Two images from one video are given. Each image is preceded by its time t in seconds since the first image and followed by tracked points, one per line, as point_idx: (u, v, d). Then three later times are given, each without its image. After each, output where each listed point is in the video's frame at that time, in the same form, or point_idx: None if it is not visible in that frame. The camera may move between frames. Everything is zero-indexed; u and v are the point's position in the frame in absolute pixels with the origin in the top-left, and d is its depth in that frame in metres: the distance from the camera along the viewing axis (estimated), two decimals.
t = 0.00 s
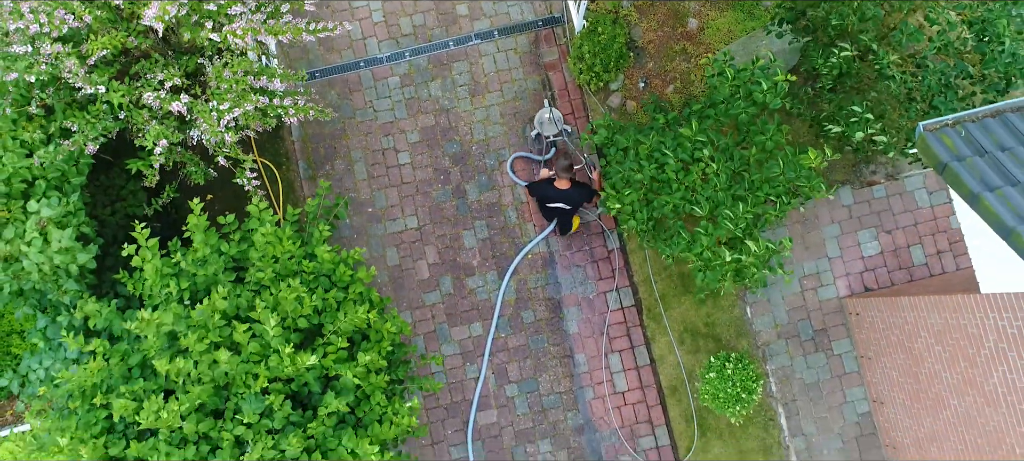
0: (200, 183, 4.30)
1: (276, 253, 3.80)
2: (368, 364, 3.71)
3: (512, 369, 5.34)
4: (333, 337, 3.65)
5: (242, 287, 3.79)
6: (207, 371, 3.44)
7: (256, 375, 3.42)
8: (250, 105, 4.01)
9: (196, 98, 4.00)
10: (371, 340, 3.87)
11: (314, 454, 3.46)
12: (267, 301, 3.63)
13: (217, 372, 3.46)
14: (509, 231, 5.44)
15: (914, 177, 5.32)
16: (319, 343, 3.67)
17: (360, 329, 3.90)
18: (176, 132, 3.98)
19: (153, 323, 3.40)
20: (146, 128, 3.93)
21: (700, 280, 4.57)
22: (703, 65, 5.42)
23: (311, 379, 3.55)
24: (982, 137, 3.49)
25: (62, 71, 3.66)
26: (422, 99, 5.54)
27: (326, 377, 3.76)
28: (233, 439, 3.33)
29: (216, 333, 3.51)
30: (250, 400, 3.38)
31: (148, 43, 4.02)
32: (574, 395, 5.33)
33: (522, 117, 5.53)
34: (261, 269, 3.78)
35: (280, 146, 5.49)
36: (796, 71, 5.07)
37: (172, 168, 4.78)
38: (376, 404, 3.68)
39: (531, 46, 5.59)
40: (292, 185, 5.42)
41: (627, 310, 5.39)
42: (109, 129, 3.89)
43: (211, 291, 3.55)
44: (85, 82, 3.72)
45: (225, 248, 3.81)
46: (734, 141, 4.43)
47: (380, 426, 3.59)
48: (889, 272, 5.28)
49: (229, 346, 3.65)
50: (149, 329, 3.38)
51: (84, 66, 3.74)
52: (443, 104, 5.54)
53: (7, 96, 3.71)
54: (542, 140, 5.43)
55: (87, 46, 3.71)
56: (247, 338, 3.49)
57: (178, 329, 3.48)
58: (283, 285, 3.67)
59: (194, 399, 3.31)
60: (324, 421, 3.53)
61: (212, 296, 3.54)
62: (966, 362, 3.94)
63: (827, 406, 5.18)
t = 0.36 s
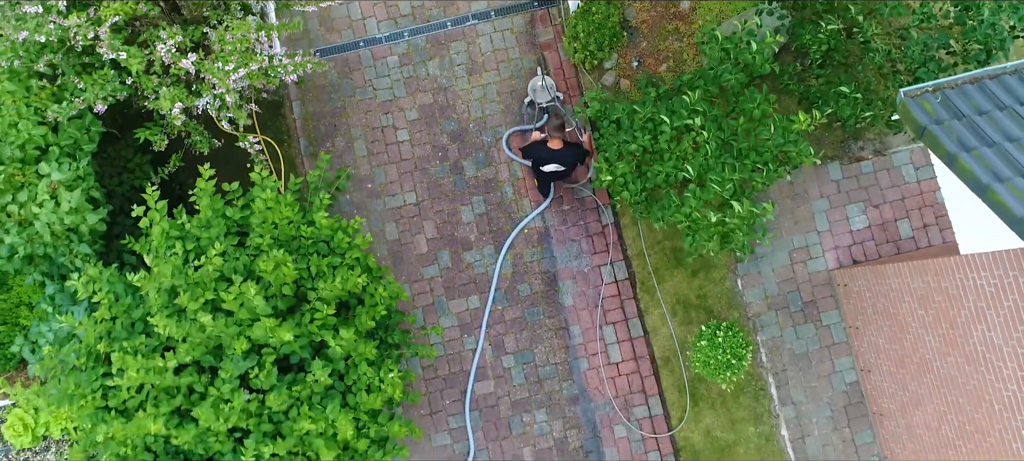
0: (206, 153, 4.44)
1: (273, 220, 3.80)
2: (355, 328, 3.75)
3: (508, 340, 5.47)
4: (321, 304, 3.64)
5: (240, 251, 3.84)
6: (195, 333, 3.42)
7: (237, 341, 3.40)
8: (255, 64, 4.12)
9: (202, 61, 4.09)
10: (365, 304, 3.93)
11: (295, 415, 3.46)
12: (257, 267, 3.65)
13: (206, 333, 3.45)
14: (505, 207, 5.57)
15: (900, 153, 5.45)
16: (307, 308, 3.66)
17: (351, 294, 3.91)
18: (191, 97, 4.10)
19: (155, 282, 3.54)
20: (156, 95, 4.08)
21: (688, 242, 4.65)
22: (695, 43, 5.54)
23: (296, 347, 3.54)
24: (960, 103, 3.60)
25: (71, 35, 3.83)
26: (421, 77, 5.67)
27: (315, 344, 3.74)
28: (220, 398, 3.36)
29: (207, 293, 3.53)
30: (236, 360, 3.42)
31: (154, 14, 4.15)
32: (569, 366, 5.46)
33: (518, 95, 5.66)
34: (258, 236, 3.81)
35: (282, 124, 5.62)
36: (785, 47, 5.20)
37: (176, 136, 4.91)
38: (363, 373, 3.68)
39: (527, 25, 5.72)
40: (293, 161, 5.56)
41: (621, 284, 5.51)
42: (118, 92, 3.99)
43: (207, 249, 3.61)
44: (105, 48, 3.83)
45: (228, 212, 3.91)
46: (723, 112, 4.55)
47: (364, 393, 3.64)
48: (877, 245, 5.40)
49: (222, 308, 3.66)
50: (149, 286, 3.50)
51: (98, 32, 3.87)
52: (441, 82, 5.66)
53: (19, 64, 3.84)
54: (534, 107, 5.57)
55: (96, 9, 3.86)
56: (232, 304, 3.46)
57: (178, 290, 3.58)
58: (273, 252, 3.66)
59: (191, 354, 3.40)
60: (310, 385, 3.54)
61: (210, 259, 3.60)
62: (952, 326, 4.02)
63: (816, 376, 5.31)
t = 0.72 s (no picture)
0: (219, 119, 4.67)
1: (277, 174, 3.93)
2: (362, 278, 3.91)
3: (510, 310, 5.60)
4: (328, 248, 3.82)
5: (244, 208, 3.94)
6: (209, 277, 3.66)
7: (252, 278, 3.63)
8: (263, 19, 4.25)
9: (213, 20, 4.24)
10: (371, 258, 4.05)
11: (312, 351, 3.79)
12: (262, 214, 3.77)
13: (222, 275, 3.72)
14: (507, 180, 5.69)
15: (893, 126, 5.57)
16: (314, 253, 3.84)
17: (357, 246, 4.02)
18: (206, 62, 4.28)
19: (164, 237, 3.66)
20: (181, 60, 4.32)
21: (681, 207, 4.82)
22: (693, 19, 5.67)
23: (305, 283, 3.74)
24: (946, 64, 3.73)
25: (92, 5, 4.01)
26: (424, 53, 5.80)
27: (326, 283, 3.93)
28: (238, 338, 3.69)
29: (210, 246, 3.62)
30: (250, 302, 3.63)
31: None
32: (570, 335, 5.58)
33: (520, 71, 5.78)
34: (263, 189, 3.94)
35: (288, 99, 5.75)
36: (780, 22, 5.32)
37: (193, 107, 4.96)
38: (376, 313, 3.96)
39: (527, 3, 5.84)
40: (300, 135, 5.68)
41: (621, 255, 5.63)
42: (141, 59, 4.13)
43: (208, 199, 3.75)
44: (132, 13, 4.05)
45: (233, 174, 3.98)
46: (719, 81, 4.68)
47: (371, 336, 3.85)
48: (871, 216, 5.53)
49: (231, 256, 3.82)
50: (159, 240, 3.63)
51: None
52: (444, 57, 5.79)
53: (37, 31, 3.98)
54: (533, 69, 5.70)
55: None
56: (242, 246, 3.68)
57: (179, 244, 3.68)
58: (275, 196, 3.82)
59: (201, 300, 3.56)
60: (331, 322, 3.86)
61: (213, 214, 3.74)
62: (937, 279, 4.18)
63: (812, 343, 5.43)
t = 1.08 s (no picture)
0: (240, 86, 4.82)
1: (305, 128, 4.10)
2: (378, 228, 4.14)
3: (519, 277, 5.73)
4: (353, 194, 4.07)
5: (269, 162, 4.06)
6: (240, 219, 3.85)
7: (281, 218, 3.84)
8: None
9: None
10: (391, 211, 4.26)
11: (327, 296, 3.99)
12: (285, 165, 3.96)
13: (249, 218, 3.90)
14: (516, 150, 5.82)
15: (892, 97, 5.73)
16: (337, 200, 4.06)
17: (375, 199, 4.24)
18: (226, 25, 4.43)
19: (193, 186, 3.85)
20: (201, 25, 4.45)
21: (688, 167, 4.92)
22: None
23: (330, 226, 3.97)
24: (944, 23, 3.90)
25: None
26: (435, 26, 5.93)
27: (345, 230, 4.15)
28: (262, 281, 3.84)
29: (242, 189, 3.83)
30: (278, 242, 3.82)
31: None
32: (577, 300, 5.72)
33: (529, 44, 5.92)
34: (292, 139, 4.14)
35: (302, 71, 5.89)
36: None
37: (213, 73, 5.07)
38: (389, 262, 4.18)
39: None
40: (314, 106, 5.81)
41: (628, 223, 5.76)
42: (167, 24, 4.29)
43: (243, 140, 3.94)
44: None
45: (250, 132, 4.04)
46: (725, 45, 4.80)
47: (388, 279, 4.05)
48: (871, 184, 5.66)
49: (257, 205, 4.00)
50: (188, 190, 3.81)
51: None
52: (455, 30, 5.93)
53: None
54: (539, 30, 5.70)
55: None
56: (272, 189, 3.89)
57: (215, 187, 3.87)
58: (308, 140, 4.06)
59: (231, 244, 3.72)
60: (344, 268, 4.08)
61: (246, 161, 3.92)
62: (930, 228, 4.36)
63: (813, 308, 5.57)
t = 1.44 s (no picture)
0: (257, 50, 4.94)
1: (321, 87, 4.15)
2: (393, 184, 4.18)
3: (528, 242, 5.86)
4: (367, 152, 4.08)
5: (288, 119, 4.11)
6: (261, 176, 3.91)
7: (301, 181, 3.88)
8: None
9: None
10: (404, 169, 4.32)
11: (347, 252, 4.06)
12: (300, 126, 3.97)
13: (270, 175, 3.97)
14: (524, 118, 5.95)
15: (892, 67, 5.86)
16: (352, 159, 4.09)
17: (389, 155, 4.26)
18: None
19: (216, 138, 3.96)
20: None
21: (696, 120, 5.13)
22: None
23: (346, 185, 4.03)
24: None
25: None
26: None
27: (361, 186, 4.19)
28: (282, 237, 3.89)
29: (263, 151, 3.87)
30: (299, 202, 3.85)
31: None
32: (584, 265, 5.85)
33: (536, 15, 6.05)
34: (308, 98, 4.18)
35: (315, 42, 6.01)
36: None
37: (230, 39, 5.21)
38: (405, 216, 4.23)
39: None
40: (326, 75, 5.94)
41: (633, 189, 5.88)
42: None
43: (266, 98, 4.03)
44: None
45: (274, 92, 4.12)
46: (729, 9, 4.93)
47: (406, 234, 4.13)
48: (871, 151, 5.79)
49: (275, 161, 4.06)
50: (211, 143, 3.92)
51: None
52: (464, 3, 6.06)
53: None
54: None
55: None
56: (291, 149, 3.93)
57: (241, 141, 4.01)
58: (326, 102, 4.09)
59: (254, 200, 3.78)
60: (362, 222, 4.10)
61: (268, 117, 3.99)
62: (934, 190, 4.45)
63: (815, 271, 5.70)
